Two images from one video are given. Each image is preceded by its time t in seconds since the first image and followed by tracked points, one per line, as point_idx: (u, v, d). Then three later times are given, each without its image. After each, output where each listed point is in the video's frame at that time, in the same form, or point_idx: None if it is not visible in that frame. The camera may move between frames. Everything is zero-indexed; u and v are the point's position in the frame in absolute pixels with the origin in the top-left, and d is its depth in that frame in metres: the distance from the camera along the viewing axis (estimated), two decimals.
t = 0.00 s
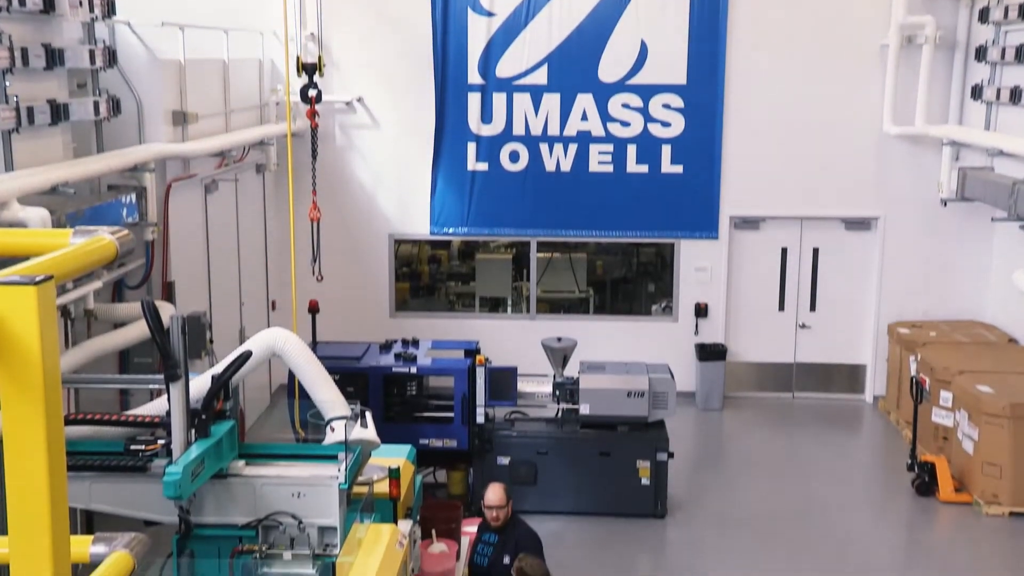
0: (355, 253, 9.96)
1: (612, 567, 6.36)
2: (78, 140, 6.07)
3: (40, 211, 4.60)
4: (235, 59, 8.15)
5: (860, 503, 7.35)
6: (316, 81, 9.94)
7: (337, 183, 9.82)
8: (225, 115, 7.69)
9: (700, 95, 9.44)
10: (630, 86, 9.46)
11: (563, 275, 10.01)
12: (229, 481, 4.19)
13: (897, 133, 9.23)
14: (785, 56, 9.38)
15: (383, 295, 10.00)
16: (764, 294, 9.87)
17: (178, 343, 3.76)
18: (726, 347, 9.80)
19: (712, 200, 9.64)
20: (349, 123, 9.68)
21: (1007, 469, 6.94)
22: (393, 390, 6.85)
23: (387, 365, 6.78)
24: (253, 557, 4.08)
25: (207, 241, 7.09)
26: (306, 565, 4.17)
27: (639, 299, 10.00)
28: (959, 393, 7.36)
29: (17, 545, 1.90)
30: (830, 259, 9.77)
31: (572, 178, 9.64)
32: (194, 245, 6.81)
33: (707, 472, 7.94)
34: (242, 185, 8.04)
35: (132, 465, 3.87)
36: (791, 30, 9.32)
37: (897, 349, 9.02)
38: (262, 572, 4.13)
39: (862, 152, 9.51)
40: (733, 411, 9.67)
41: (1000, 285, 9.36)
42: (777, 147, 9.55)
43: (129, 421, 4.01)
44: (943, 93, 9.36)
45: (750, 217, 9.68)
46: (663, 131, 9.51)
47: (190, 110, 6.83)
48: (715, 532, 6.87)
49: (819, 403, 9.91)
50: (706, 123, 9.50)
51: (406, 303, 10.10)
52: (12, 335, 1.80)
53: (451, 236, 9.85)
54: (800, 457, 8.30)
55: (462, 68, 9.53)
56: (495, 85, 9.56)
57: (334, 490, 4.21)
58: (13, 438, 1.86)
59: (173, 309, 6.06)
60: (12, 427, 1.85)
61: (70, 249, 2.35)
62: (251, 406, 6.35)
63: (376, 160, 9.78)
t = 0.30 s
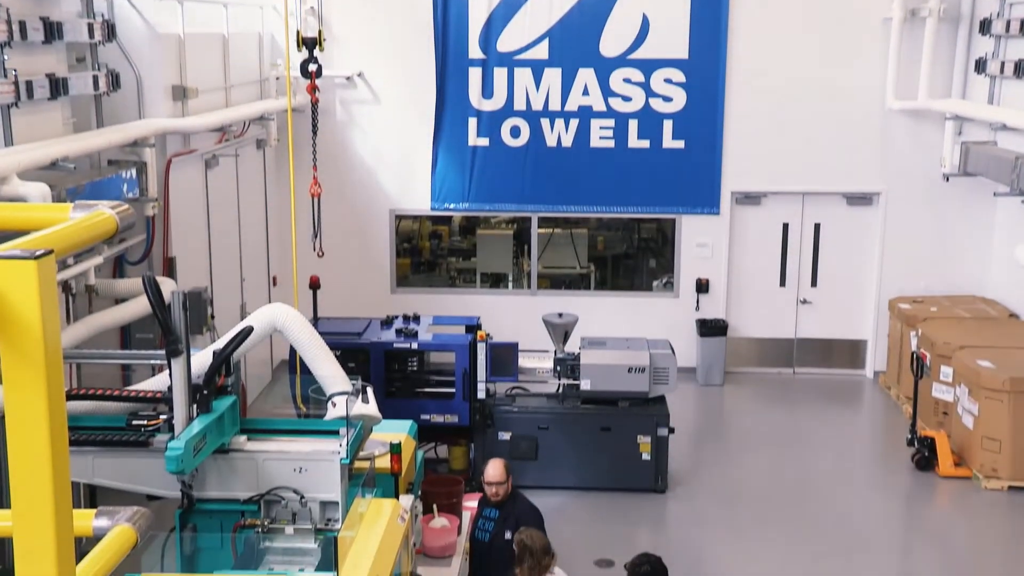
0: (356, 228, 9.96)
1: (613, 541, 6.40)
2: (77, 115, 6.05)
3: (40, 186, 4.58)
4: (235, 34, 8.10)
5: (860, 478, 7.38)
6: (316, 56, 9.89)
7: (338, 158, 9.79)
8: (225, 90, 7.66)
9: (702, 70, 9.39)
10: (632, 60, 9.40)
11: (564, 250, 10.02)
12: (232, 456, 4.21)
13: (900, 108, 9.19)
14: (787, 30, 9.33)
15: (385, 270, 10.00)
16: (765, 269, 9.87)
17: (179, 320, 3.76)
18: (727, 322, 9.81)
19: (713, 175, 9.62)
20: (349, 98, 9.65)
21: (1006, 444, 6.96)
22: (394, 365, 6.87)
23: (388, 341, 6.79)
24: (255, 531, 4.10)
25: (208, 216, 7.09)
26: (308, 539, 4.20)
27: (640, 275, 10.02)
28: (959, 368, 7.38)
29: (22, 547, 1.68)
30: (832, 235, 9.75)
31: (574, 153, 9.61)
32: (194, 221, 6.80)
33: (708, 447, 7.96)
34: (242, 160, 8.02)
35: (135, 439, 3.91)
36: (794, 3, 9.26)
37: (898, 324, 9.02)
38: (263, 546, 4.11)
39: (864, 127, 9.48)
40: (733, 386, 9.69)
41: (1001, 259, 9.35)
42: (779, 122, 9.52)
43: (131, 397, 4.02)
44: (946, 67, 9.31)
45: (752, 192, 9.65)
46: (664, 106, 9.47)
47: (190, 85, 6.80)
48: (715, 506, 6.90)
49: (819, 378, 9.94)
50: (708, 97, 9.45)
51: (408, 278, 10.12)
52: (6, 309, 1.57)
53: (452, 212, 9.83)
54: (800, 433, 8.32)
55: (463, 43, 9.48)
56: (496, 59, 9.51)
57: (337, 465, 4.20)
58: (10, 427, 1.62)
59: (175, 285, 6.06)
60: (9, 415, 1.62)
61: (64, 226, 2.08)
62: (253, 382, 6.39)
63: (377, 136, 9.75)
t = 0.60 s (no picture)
0: (356, 207, 9.95)
1: (614, 518, 6.43)
2: (76, 93, 6.03)
3: (40, 164, 4.56)
4: (234, 11, 8.06)
5: (860, 456, 7.40)
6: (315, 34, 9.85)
7: (338, 136, 9.77)
8: (225, 69, 7.64)
9: (704, 48, 9.35)
10: (634, 38, 9.36)
11: (565, 229, 10.02)
12: (233, 435, 4.23)
13: (902, 86, 9.16)
14: (790, 7, 9.27)
15: (386, 249, 10.00)
16: (766, 248, 9.86)
17: (180, 298, 3.75)
18: (727, 301, 9.81)
19: (714, 153, 9.59)
20: (349, 76, 9.61)
21: (1006, 422, 6.98)
22: (395, 344, 6.90)
23: (389, 321, 6.81)
24: (257, 508, 4.11)
25: (209, 194, 7.10)
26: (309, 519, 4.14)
27: (642, 254, 9.99)
28: (960, 346, 7.38)
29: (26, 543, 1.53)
30: (833, 213, 9.74)
31: (575, 132, 9.58)
32: (195, 199, 6.80)
33: (708, 426, 7.99)
34: (242, 138, 7.99)
35: (138, 418, 3.94)
36: None
37: (899, 302, 9.01)
38: (265, 523, 4.00)
39: (866, 105, 9.44)
40: (734, 365, 9.70)
41: (1003, 238, 9.33)
42: (781, 101, 9.48)
43: (134, 376, 4.06)
44: (949, 44, 9.26)
45: (753, 170, 9.62)
46: (666, 85, 9.43)
47: (190, 63, 6.77)
48: (716, 484, 6.93)
49: (820, 357, 9.95)
50: (710, 75, 9.41)
51: (409, 257, 10.12)
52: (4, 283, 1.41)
53: (453, 190, 9.82)
54: (800, 412, 8.33)
55: (463, 20, 9.42)
56: (497, 37, 9.46)
57: (338, 444, 4.22)
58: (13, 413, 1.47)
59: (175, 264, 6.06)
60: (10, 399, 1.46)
61: (60, 204, 1.84)
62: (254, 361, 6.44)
63: (377, 114, 9.72)
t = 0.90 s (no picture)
0: (357, 187, 9.93)
1: (614, 498, 6.45)
2: (76, 72, 6.01)
3: (40, 143, 4.54)
4: None
5: (860, 435, 7.41)
6: (315, 13, 9.80)
7: (339, 115, 9.74)
8: (225, 48, 7.62)
9: (706, 27, 9.30)
10: (636, 17, 9.31)
11: (566, 209, 10.02)
12: (235, 415, 4.23)
13: (905, 65, 9.12)
14: None
15: (387, 229, 9.99)
16: (768, 228, 9.84)
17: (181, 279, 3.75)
18: (728, 281, 9.80)
19: (716, 133, 9.56)
20: (349, 55, 9.58)
21: (1006, 401, 6.99)
22: (396, 324, 6.91)
23: (390, 301, 6.81)
24: (258, 488, 4.14)
25: (209, 174, 7.09)
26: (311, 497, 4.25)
27: (643, 234, 10.01)
28: (961, 326, 7.39)
29: (28, 523, 1.50)
30: (835, 192, 9.72)
31: (577, 111, 9.56)
32: (195, 179, 6.79)
33: (709, 406, 8.00)
34: (243, 118, 7.97)
35: (140, 398, 3.94)
36: None
37: (900, 282, 9.01)
38: (265, 504, 4.18)
39: (868, 85, 9.40)
40: (735, 345, 9.71)
41: (1005, 217, 9.32)
42: (783, 80, 9.44)
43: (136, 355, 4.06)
44: (952, 22, 9.20)
45: (754, 150, 9.60)
46: (668, 64, 9.39)
47: (190, 42, 6.75)
48: (716, 464, 6.94)
49: (820, 337, 9.96)
50: (711, 54, 9.36)
51: (410, 237, 10.12)
52: (4, 260, 1.37)
53: (453, 170, 9.80)
54: (801, 392, 8.34)
55: None
56: (498, 16, 9.41)
57: (338, 425, 4.22)
58: (15, 390, 1.44)
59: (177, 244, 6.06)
60: (10, 376, 1.44)
61: (60, 181, 1.79)
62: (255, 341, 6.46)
63: (377, 94, 9.69)
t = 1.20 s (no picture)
0: (357, 167, 9.91)
1: (615, 477, 6.47)
2: (75, 51, 5.99)
3: (40, 122, 4.52)
4: None
5: (860, 415, 7.43)
6: None
7: (339, 95, 9.71)
8: (224, 27, 7.59)
9: (707, 6, 9.25)
10: None
11: (567, 189, 10.03)
12: (236, 394, 4.23)
13: (907, 43, 9.08)
14: None
15: (388, 210, 9.97)
16: (769, 208, 9.83)
17: (181, 260, 3.76)
18: (729, 261, 9.79)
19: (717, 112, 9.53)
20: (349, 35, 9.54)
21: (1006, 380, 7.01)
22: (397, 304, 6.91)
23: (391, 281, 6.81)
24: (260, 467, 4.17)
25: (210, 154, 7.07)
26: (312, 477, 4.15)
27: (644, 214, 10.01)
28: (961, 306, 7.39)
29: (28, 504, 1.48)
30: (836, 172, 9.70)
31: (577, 91, 9.52)
32: (195, 158, 6.78)
33: (709, 385, 8.01)
34: (243, 97, 7.94)
35: (142, 376, 3.93)
36: None
37: (901, 262, 9.00)
38: (267, 482, 4.07)
39: (870, 64, 9.37)
40: (736, 325, 9.71)
41: (1007, 196, 9.31)
42: (785, 59, 9.40)
43: (137, 335, 4.05)
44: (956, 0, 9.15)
45: (756, 130, 9.57)
46: (669, 43, 9.35)
47: (189, 21, 6.72)
48: (717, 443, 6.96)
49: (821, 317, 9.96)
50: (713, 33, 9.32)
51: (410, 218, 10.12)
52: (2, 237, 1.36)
53: (454, 150, 9.77)
54: (802, 371, 8.35)
55: None
56: None
57: (339, 404, 4.22)
58: (14, 369, 1.43)
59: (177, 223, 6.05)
60: (9, 354, 1.42)
61: (57, 161, 1.73)
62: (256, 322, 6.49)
63: (378, 73, 9.66)
